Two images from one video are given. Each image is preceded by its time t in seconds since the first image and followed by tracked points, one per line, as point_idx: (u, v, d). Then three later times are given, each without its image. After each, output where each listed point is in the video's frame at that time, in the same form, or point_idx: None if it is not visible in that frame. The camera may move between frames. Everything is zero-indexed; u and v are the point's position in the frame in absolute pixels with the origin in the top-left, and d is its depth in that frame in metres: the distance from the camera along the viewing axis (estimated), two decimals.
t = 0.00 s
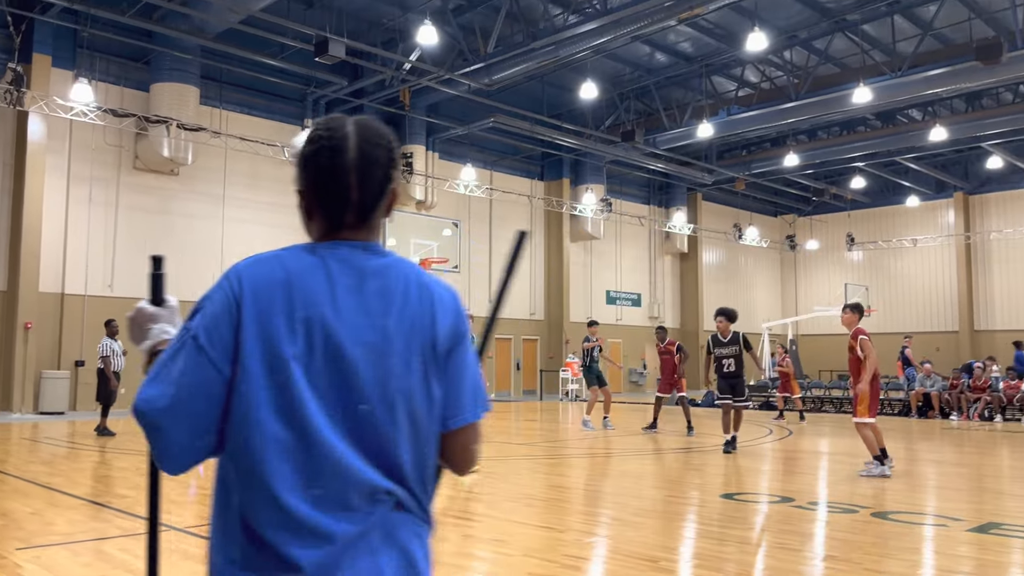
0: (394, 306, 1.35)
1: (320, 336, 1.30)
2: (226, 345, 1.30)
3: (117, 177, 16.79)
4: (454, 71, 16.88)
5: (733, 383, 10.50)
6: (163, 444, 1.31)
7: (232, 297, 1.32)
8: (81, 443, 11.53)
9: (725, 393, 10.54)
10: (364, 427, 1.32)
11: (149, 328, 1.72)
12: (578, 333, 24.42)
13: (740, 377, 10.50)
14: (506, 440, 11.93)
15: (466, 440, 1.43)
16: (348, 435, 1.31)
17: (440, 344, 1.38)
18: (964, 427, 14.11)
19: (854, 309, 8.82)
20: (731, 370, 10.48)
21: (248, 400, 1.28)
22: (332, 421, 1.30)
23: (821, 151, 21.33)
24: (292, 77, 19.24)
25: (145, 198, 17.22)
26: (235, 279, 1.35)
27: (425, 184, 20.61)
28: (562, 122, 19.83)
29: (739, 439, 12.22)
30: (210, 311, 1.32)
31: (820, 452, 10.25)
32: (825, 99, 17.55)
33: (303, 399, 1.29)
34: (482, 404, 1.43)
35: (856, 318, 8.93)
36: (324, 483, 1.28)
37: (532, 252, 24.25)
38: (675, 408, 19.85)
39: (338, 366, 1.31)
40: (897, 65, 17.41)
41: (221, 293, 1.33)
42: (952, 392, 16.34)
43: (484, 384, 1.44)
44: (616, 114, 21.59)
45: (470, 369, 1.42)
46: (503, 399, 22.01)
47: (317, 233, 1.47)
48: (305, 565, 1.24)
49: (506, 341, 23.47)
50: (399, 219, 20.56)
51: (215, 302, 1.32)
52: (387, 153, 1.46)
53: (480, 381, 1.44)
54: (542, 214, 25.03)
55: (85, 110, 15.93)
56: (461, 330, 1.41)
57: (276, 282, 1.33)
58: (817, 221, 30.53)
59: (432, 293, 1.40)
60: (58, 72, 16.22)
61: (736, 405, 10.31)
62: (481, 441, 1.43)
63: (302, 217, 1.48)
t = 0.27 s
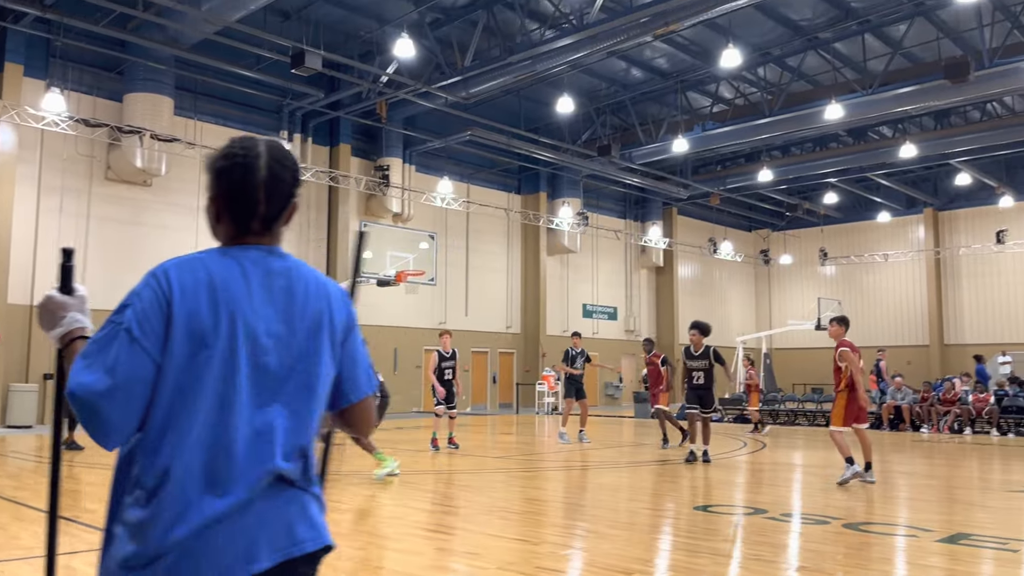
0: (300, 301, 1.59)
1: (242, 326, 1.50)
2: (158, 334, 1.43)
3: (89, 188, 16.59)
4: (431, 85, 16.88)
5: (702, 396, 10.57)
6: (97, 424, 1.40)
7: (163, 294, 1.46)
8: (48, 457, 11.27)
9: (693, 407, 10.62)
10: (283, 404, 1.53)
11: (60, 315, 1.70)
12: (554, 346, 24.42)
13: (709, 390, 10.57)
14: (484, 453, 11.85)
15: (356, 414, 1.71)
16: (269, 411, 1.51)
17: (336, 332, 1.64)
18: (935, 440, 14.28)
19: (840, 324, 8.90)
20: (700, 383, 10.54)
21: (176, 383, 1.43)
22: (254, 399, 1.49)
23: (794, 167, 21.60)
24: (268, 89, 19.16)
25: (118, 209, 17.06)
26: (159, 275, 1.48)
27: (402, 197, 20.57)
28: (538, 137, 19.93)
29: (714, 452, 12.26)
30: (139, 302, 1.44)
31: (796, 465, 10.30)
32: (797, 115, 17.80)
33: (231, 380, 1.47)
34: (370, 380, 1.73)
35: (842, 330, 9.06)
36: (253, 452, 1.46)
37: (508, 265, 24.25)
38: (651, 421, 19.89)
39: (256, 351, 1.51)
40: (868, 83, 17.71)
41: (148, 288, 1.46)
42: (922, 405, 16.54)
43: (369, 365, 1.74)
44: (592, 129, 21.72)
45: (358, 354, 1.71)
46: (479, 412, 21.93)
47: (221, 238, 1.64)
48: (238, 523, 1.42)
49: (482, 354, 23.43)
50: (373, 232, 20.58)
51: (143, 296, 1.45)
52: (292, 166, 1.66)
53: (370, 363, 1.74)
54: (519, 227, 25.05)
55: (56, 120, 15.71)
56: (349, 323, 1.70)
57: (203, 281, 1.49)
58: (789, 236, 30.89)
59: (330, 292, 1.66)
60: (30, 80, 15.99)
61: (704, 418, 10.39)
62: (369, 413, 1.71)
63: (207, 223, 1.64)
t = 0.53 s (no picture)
0: (208, 320, 1.68)
1: (152, 346, 1.59)
2: (72, 358, 1.51)
3: (60, 195, 16.32)
4: (408, 93, 16.86)
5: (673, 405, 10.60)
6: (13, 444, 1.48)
7: (75, 321, 1.54)
8: (12, 468, 10.99)
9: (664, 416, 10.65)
10: (195, 420, 1.63)
11: None
12: (531, 356, 24.42)
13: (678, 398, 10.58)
14: (460, 462, 11.77)
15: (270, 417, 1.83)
16: (181, 423, 1.61)
17: (244, 346, 1.74)
18: (906, 448, 14.44)
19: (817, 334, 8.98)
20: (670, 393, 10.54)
21: (91, 403, 1.53)
22: (165, 413, 1.59)
23: (768, 178, 21.84)
24: (244, 96, 19.02)
25: (89, 216, 16.76)
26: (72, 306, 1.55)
27: (378, 205, 20.51)
28: (516, 146, 19.98)
29: (689, 460, 12.30)
30: (52, 332, 1.51)
31: (772, 474, 10.36)
32: (771, 127, 18.00)
33: (145, 397, 1.56)
34: (281, 386, 1.84)
35: (819, 340, 9.15)
36: (167, 462, 1.57)
37: (485, 274, 24.22)
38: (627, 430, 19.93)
39: (166, 370, 1.60)
40: (840, 96, 17.98)
41: (62, 318, 1.53)
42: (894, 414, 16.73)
43: (278, 371, 1.85)
44: (569, 139, 21.81)
45: (267, 361, 1.82)
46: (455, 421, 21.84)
47: (130, 265, 1.71)
48: (153, 527, 1.53)
49: (459, 363, 23.37)
50: (349, 240, 20.58)
51: (57, 326, 1.53)
52: (199, 199, 1.74)
53: (279, 371, 1.86)
54: (495, 236, 25.04)
55: (27, 125, 15.43)
56: (258, 336, 1.80)
57: (114, 309, 1.57)
58: (763, 247, 31.20)
59: (237, 312, 1.75)
60: None
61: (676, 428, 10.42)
62: (282, 416, 1.83)
63: (117, 252, 1.70)
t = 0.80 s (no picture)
0: (118, 318, 1.81)
1: (60, 345, 1.73)
2: None
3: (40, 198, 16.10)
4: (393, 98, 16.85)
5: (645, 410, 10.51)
6: None
7: None
8: None
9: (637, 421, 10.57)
10: (100, 412, 1.77)
11: None
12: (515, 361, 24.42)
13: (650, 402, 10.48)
14: (444, 467, 11.73)
15: (185, 406, 1.90)
16: (90, 416, 1.75)
17: (154, 339, 1.85)
18: (886, 453, 14.56)
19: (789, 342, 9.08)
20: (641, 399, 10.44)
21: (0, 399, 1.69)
22: (75, 406, 1.74)
23: (750, 185, 22.01)
24: (228, 100, 18.92)
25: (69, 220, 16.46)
26: None
27: (362, 210, 20.46)
28: (500, 152, 20.01)
29: (672, 465, 12.32)
30: None
31: (754, 479, 10.40)
32: (754, 134, 18.14)
33: (49, 392, 1.71)
34: (196, 376, 1.90)
35: (794, 348, 9.24)
36: (71, 452, 1.71)
37: (469, 279, 24.19)
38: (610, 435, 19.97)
39: (75, 366, 1.75)
40: (822, 104, 18.15)
41: None
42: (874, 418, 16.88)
43: (196, 361, 1.92)
44: (554, 145, 21.87)
45: (182, 353, 1.90)
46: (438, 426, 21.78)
47: (54, 269, 1.86)
48: (60, 509, 1.68)
49: (442, 368, 23.34)
50: (334, 244, 20.62)
51: None
52: (116, 210, 1.90)
53: (198, 362, 1.93)
54: (480, 242, 25.02)
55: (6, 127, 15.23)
56: (172, 329, 1.90)
57: (24, 314, 1.73)
58: (746, 253, 31.41)
59: (149, 308, 1.86)
60: None
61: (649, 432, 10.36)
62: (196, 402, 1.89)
63: (40, 258, 1.86)
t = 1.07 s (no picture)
0: (48, 339, 1.92)
1: None
2: None
3: (27, 199, 15.97)
4: (383, 100, 16.83)
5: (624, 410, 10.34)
6: None
7: None
8: None
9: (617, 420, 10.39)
10: (26, 425, 1.87)
11: None
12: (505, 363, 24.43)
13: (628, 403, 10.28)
14: (433, 470, 11.71)
15: (121, 423, 1.96)
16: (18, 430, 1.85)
17: (82, 360, 1.95)
18: (873, 455, 14.65)
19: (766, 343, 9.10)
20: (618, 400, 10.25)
21: None
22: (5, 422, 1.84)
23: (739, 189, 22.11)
24: (217, 102, 18.85)
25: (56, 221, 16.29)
26: None
27: (352, 212, 20.43)
28: (490, 155, 20.05)
29: (661, 467, 12.36)
30: None
31: (742, 480, 10.45)
32: (743, 137, 18.22)
33: None
34: (127, 395, 1.97)
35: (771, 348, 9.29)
36: None
37: (459, 281, 24.20)
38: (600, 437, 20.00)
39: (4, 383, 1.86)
40: (810, 108, 18.27)
41: None
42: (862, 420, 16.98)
43: (128, 381, 2.00)
44: (544, 148, 21.90)
45: (114, 373, 1.98)
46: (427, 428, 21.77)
47: None
48: None
49: (431, 370, 23.34)
50: (323, 245, 20.50)
51: None
52: (61, 240, 2.03)
53: (131, 382, 2.00)
54: (470, 244, 25.03)
55: None
56: (105, 351, 1.99)
57: None
58: (735, 256, 31.56)
59: (81, 330, 1.97)
60: None
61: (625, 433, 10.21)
62: (128, 418, 1.95)
63: None
